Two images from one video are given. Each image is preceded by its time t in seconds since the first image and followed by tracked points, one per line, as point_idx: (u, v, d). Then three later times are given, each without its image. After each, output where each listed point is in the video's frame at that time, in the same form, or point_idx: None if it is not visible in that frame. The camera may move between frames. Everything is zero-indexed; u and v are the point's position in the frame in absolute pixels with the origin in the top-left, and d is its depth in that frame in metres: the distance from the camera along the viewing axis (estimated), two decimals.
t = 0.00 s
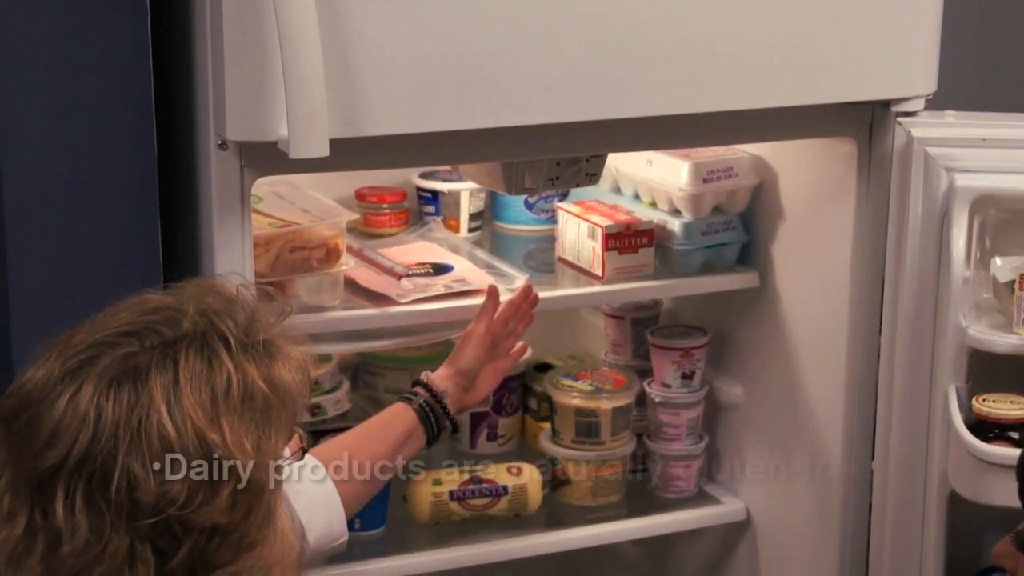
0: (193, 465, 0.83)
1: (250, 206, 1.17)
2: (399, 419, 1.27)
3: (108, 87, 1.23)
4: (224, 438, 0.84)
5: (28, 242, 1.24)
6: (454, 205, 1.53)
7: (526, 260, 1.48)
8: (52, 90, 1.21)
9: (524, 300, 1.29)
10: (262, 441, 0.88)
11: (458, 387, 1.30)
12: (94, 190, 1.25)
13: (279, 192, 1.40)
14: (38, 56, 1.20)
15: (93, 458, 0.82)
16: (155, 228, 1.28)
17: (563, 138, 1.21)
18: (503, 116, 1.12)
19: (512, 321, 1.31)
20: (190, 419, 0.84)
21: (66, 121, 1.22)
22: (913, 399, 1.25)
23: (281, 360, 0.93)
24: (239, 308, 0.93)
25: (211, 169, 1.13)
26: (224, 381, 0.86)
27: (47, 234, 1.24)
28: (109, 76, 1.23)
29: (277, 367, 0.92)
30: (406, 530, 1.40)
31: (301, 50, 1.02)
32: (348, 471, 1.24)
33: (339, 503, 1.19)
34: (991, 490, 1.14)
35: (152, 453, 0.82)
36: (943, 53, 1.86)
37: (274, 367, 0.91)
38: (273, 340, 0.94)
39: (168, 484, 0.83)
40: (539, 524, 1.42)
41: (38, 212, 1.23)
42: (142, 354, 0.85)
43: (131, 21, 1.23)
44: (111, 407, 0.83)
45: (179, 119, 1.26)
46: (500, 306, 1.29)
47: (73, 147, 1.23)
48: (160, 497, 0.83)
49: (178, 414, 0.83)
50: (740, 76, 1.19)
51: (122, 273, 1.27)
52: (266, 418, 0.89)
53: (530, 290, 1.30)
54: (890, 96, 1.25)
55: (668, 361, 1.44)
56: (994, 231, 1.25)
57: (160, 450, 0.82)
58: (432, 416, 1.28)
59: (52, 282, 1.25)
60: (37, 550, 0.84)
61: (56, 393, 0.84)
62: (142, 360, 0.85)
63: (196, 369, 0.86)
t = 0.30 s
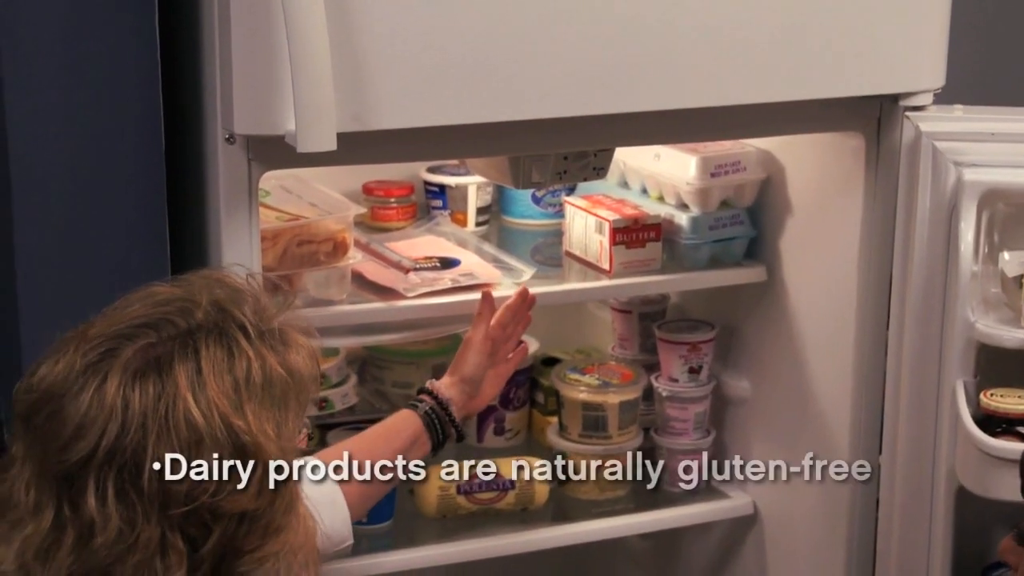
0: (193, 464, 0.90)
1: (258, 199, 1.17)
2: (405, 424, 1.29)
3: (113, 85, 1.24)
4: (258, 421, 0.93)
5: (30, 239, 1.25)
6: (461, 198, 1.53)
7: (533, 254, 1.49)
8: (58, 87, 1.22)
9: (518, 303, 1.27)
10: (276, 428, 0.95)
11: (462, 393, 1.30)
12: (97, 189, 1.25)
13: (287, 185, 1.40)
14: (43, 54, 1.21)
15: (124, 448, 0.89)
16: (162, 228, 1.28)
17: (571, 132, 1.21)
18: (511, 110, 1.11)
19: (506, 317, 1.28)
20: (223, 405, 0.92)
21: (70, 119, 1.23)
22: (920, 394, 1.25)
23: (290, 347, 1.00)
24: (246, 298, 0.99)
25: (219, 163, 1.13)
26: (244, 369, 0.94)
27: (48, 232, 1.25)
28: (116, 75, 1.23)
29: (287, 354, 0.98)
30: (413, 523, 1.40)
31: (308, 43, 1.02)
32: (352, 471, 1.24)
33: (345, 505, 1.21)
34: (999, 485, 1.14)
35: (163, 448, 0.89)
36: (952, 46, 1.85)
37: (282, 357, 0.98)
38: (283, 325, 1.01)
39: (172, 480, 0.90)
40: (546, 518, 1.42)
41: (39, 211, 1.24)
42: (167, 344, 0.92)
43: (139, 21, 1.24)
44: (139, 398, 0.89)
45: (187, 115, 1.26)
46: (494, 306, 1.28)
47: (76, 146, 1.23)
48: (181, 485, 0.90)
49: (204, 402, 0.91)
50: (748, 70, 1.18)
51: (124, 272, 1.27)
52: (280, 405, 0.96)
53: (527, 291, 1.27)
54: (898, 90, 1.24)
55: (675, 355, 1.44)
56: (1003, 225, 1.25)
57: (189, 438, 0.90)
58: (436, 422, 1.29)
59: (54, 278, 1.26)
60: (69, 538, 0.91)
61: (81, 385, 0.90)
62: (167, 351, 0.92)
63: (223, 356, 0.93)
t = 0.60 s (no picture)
0: (193, 464, 0.90)
1: (263, 189, 1.17)
2: (413, 423, 1.30)
3: (119, 84, 1.24)
4: (238, 418, 0.93)
5: (30, 239, 1.25)
6: (466, 189, 1.53)
7: (538, 244, 1.48)
8: (63, 86, 1.22)
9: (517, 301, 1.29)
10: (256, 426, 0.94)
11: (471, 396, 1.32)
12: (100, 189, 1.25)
13: (292, 175, 1.40)
14: (49, 53, 1.21)
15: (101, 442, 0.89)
16: (164, 229, 1.28)
17: (576, 121, 1.21)
18: (516, 99, 1.11)
19: (516, 319, 1.30)
20: (203, 400, 0.91)
21: (75, 119, 1.23)
22: (926, 385, 1.25)
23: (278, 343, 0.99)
24: (236, 293, 0.99)
25: (225, 153, 1.13)
26: (227, 364, 0.93)
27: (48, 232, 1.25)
28: (122, 74, 1.24)
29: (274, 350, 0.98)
30: (418, 513, 1.40)
31: (313, 31, 1.02)
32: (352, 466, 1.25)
33: (344, 503, 1.23)
34: (1004, 476, 1.14)
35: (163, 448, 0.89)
36: (958, 37, 1.85)
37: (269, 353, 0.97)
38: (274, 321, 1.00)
39: (172, 480, 0.89)
40: (551, 509, 1.42)
41: (42, 213, 1.25)
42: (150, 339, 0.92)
43: (147, 21, 1.24)
44: (118, 392, 0.89)
45: (192, 106, 1.27)
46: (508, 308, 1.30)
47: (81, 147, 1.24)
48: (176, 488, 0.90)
49: (181, 395, 0.90)
50: (753, 59, 1.18)
51: (126, 275, 1.27)
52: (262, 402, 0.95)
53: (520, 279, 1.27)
54: (904, 79, 1.24)
55: (680, 346, 1.44)
56: (1009, 216, 1.25)
57: (165, 433, 0.89)
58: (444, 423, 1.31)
59: (57, 279, 1.26)
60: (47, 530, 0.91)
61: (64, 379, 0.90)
62: (149, 345, 0.92)
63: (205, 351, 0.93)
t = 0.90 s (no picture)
0: (194, 465, 0.97)
1: (269, 182, 1.17)
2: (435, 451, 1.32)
3: (123, 85, 1.26)
4: (159, 394, 0.94)
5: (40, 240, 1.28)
6: (473, 181, 1.53)
7: (545, 238, 1.48)
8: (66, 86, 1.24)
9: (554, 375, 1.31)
10: (180, 404, 0.94)
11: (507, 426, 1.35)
12: (106, 186, 1.28)
13: (298, 168, 1.40)
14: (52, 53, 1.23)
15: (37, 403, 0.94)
16: (168, 224, 1.31)
17: (583, 114, 1.21)
18: (523, 92, 1.11)
19: (502, 316, 1.26)
20: (124, 372, 0.93)
21: (79, 118, 1.25)
22: (932, 379, 1.25)
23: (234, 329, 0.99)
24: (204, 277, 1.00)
25: (231, 146, 1.13)
26: (160, 341, 0.95)
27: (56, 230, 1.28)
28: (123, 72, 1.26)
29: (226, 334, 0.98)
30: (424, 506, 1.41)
31: (320, 24, 1.02)
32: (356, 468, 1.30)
33: (342, 508, 1.25)
34: (1011, 469, 1.14)
35: (163, 452, 0.94)
36: (965, 31, 1.85)
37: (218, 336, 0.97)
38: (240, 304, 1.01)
39: (173, 480, 0.96)
40: (557, 501, 1.42)
41: (52, 214, 1.27)
42: (96, 308, 0.97)
43: (145, 19, 1.26)
44: (56, 357, 0.95)
45: (197, 100, 1.27)
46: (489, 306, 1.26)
47: (85, 145, 1.26)
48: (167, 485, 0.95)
49: (77, 339, 0.95)
50: (761, 53, 1.18)
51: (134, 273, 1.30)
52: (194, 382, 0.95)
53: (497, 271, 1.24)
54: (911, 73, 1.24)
55: (686, 339, 1.44)
56: (1015, 209, 1.25)
57: (86, 400, 0.93)
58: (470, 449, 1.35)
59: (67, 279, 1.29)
60: None
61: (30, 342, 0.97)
62: (91, 314, 0.96)
63: (143, 325, 0.95)
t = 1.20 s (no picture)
0: (193, 465, 0.95)
1: (274, 177, 1.17)
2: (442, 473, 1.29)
3: (130, 78, 1.27)
4: (167, 382, 0.92)
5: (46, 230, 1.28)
6: (478, 176, 1.53)
7: (550, 232, 1.48)
8: (73, 85, 1.25)
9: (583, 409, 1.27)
10: (185, 394, 0.92)
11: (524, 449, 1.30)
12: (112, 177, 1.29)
13: (303, 163, 1.40)
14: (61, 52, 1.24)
15: (46, 381, 0.93)
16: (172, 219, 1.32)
17: (588, 108, 1.21)
18: (529, 85, 1.11)
19: (531, 342, 1.28)
20: (134, 357, 0.92)
21: (86, 117, 1.26)
22: (937, 374, 1.25)
23: (246, 329, 0.98)
24: (223, 276, 0.99)
25: (238, 141, 1.13)
26: (173, 330, 0.93)
27: (62, 227, 1.29)
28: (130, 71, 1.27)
29: (237, 331, 0.96)
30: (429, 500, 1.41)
31: (327, 17, 1.02)
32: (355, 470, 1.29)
33: (353, 511, 1.24)
34: (1016, 464, 1.14)
35: (163, 451, 0.92)
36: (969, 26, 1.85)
37: (229, 332, 0.96)
38: (254, 306, 0.99)
39: (172, 480, 0.94)
40: (562, 496, 1.42)
41: (60, 205, 1.28)
42: (113, 295, 0.96)
43: (152, 18, 1.27)
44: (71, 337, 0.94)
45: (202, 96, 1.27)
46: (516, 334, 1.28)
47: (91, 143, 1.27)
48: (164, 482, 0.93)
49: (91, 322, 0.94)
50: (766, 47, 1.18)
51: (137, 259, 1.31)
52: (200, 375, 0.93)
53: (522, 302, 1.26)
54: (916, 67, 1.24)
55: (691, 333, 1.44)
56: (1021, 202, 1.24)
57: (94, 380, 0.91)
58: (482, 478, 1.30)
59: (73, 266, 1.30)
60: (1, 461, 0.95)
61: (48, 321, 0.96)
62: (108, 300, 0.96)
63: (158, 314, 0.94)
